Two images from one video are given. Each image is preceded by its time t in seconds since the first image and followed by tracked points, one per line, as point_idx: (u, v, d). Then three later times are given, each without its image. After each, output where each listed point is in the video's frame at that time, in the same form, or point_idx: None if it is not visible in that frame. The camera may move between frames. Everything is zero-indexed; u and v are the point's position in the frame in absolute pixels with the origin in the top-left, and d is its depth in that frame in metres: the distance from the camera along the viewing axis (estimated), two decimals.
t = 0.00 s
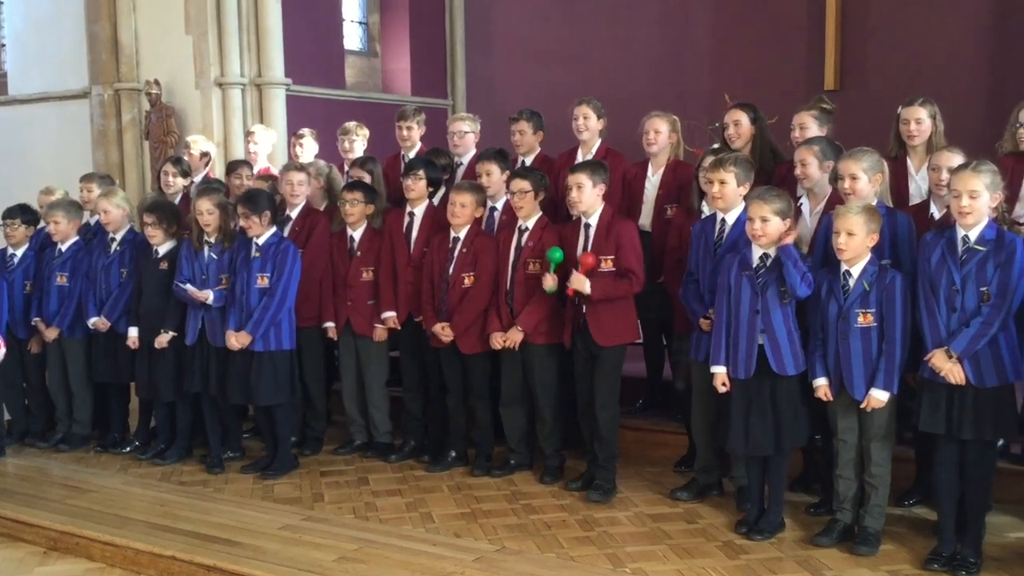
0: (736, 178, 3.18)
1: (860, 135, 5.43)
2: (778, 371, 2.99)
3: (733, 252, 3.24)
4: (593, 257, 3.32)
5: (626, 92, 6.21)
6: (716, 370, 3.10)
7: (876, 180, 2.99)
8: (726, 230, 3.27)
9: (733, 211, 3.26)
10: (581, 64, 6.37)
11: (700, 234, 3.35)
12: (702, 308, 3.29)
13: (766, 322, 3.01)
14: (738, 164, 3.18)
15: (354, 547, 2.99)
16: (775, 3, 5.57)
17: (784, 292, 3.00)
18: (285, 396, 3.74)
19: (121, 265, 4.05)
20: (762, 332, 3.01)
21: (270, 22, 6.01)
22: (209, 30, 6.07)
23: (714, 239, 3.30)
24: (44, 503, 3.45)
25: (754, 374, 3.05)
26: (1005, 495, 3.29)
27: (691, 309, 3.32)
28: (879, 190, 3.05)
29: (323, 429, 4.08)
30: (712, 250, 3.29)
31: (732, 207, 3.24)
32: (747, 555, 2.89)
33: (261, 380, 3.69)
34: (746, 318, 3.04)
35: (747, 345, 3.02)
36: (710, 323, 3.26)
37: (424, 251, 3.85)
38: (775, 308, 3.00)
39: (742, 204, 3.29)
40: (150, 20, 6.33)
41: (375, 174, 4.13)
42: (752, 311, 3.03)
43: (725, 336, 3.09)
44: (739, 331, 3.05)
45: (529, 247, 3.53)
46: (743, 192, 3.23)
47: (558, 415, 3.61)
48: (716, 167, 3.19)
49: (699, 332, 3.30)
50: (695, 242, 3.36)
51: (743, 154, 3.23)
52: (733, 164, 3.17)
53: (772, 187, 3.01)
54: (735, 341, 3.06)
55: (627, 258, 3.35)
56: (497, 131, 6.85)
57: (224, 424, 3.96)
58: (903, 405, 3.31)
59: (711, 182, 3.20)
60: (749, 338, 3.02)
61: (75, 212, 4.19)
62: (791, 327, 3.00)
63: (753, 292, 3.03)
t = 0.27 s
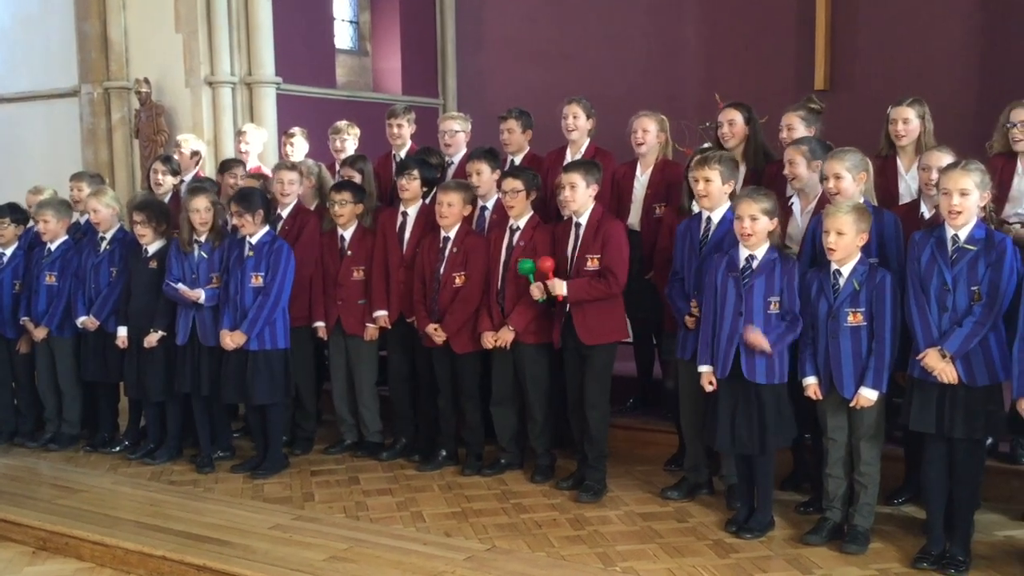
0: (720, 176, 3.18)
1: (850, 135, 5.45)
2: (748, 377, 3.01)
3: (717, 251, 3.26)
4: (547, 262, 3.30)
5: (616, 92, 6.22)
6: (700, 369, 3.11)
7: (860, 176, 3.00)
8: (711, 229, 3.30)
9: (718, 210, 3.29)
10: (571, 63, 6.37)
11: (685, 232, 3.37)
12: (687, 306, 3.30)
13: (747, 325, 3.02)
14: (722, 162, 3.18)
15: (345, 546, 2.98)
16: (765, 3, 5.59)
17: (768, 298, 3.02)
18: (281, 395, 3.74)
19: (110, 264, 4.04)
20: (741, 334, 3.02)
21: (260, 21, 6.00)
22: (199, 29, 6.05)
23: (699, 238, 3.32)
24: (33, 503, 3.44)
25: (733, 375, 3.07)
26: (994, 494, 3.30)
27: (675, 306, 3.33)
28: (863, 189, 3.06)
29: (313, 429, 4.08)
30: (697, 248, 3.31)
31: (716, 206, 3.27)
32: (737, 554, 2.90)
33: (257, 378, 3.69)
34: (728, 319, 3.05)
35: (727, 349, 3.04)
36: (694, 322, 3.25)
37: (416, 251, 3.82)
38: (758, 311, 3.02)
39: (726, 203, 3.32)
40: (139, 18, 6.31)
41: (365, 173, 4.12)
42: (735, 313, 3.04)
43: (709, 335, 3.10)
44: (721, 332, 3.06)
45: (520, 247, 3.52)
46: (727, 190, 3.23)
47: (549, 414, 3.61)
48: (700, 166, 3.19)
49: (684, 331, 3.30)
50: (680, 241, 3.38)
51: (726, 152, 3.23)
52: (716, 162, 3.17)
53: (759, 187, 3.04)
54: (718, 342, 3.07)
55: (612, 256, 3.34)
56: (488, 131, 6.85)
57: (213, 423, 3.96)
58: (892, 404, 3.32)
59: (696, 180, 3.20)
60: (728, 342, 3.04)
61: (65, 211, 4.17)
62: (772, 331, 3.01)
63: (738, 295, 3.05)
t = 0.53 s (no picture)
0: (703, 177, 3.19)
1: (843, 136, 5.45)
2: (738, 377, 3.01)
3: (701, 253, 3.26)
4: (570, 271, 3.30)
5: (610, 93, 6.22)
6: (692, 370, 3.11)
7: (852, 177, 3.00)
8: (695, 230, 3.30)
9: (701, 210, 3.29)
10: (565, 64, 6.38)
11: (668, 234, 3.38)
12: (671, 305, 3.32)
13: (737, 325, 3.02)
14: (704, 163, 3.21)
15: (337, 548, 2.98)
16: (758, 4, 5.59)
17: (758, 299, 3.03)
18: (279, 395, 3.74)
19: (102, 265, 4.02)
20: (731, 335, 3.02)
21: (253, 22, 5.99)
22: (192, 29, 6.04)
23: (683, 238, 3.33)
24: (25, 504, 3.43)
25: (724, 377, 3.07)
26: (986, 494, 3.31)
27: (661, 305, 3.33)
28: (854, 190, 3.06)
29: (306, 429, 4.07)
30: (681, 249, 3.32)
31: (699, 206, 3.26)
32: (730, 555, 2.90)
33: (255, 376, 3.69)
34: (718, 321, 3.05)
35: (717, 349, 3.04)
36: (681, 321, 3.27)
37: (406, 252, 3.82)
38: (747, 312, 3.02)
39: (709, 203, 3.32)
40: (132, 18, 6.30)
41: (360, 173, 4.14)
42: (725, 315, 3.04)
43: (700, 337, 3.11)
44: (713, 332, 3.06)
45: (515, 248, 3.52)
46: (710, 189, 3.24)
47: (542, 415, 3.61)
48: (684, 167, 3.20)
49: (669, 330, 3.32)
50: (663, 242, 3.39)
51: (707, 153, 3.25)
52: (699, 163, 3.19)
53: (748, 188, 3.06)
54: (709, 342, 3.08)
55: (611, 256, 3.35)
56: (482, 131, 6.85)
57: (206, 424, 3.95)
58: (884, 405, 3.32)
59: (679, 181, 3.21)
60: (719, 341, 3.04)
61: (57, 212, 4.16)
62: (762, 334, 3.02)
63: (728, 296, 3.05)
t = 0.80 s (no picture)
0: (689, 179, 3.21)
1: (835, 135, 5.47)
2: (731, 376, 3.01)
3: (691, 254, 3.27)
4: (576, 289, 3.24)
5: (603, 92, 6.22)
6: (685, 370, 3.12)
7: (845, 178, 3.01)
8: (685, 232, 3.31)
9: (690, 212, 3.31)
10: (557, 63, 6.38)
11: (657, 236, 3.38)
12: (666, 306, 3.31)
13: (729, 324, 3.03)
14: (689, 165, 3.22)
15: (330, 548, 2.98)
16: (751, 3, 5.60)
17: (749, 298, 3.03)
18: (272, 394, 3.73)
19: (94, 265, 4.01)
20: (723, 334, 3.03)
21: (246, 20, 5.98)
22: (184, 28, 6.02)
23: (673, 240, 3.33)
24: (17, 504, 3.41)
25: (716, 376, 3.08)
26: (977, 493, 3.32)
27: (654, 307, 3.33)
28: (850, 189, 3.07)
29: (298, 429, 4.06)
30: (671, 251, 3.32)
31: (687, 208, 3.28)
32: (723, 554, 2.90)
33: (250, 375, 3.68)
34: (711, 320, 3.06)
35: (709, 347, 3.05)
36: (675, 322, 3.27)
37: (395, 251, 3.83)
38: (739, 311, 3.03)
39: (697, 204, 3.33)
40: (124, 17, 6.28)
41: (354, 173, 4.12)
42: (718, 313, 3.05)
43: (693, 337, 3.12)
44: (705, 332, 3.07)
45: (507, 247, 3.53)
46: (697, 191, 3.25)
47: (535, 415, 3.62)
48: (669, 170, 3.21)
49: (660, 331, 3.32)
50: (652, 244, 3.39)
51: (693, 155, 3.26)
52: (684, 166, 3.20)
53: (738, 188, 3.07)
54: (701, 341, 3.08)
55: (607, 257, 3.36)
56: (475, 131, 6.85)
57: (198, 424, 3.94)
58: (875, 403, 3.33)
59: (665, 185, 3.23)
60: (711, 339, 3.04)
61: (48, 211, 4.15)
62: (755, 333, 3.02)
63: (720, 296, 3.05)
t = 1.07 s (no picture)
0: (688, 177, 3.21)
1: (827, 135, 5.48)
2: (727, 375, 3.02)
3: (690, 252, 3.27)
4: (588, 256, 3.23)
5: (594, 92, 6.22)
6: (680, 370, 3.11)
7: (840, 177, 3.02)
8: (682, 230, 3.31)
9: (688, 210, 3.30)
10: (549, 63, 6.38)
11: (654, 236, 3.37)
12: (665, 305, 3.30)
13: (724, 323, 3.03)
14: (688, 162, 3.22)
15: (321, 548, 2.97)
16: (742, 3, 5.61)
17: (743, 298, 3.03)
18: (263, 395, 3.73)
19: (84, 265, 4.00)
20: (718, 334, 3.03)
21: (237, 20, 5.97)
22: (175, 28, 6.01)
23: (670, 239, 3.33)
24: (8, 505, 3.40)
25: (712, 376, 3.08)
26: (968, 492, 3.32)
27: (653, 306, 3.32)
28: (843, 190, 3.08)
29: (291, 429, 4.06)
30: (669, 249, 3.32)
31: (685, 206, 3.28)
32: (714, 553, 2.91)
33: (240, 376, 3.68)
34: (705, 319, 3.06)
35: (705, 346, 3.05)
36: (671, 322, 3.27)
37: (391, 250, 3.82)
38: (734, 310, 3.03)
39: (695, 203, 3.33)
40: (115, 16, 6.27)
41: (347, 172, 4.13)
42: (712, 312, 3.06)
43: (687, 337, 3.12)
44: (699, 331, 3.07)
45: (499, 247, 3.53)
46: (695, 190, 3.26)
47: (527, 414, 3.62)
48: (669, 167, 3.22)
49: (659, 330, 3.32)
50: (649, 243, 3.38)
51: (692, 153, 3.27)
52: (683, 163, 3.20)
53: (731, 187, 3.07)
54: (696, 341, 3.08)
55: (601, 254, 3.37)
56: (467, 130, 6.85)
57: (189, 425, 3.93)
58: (866, 402, 3.34)
59: (664, 182, 3.23)
60: (707, 339, 3.05)
61: (38, 211, 4.14)
62: (749, 331, 3.02)
63: (714, 295, 3.06)
